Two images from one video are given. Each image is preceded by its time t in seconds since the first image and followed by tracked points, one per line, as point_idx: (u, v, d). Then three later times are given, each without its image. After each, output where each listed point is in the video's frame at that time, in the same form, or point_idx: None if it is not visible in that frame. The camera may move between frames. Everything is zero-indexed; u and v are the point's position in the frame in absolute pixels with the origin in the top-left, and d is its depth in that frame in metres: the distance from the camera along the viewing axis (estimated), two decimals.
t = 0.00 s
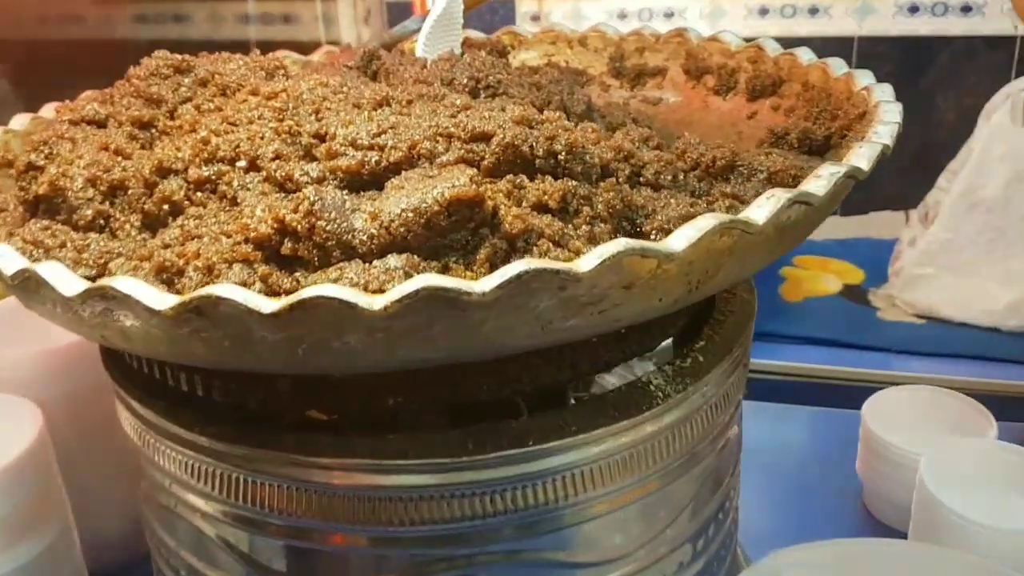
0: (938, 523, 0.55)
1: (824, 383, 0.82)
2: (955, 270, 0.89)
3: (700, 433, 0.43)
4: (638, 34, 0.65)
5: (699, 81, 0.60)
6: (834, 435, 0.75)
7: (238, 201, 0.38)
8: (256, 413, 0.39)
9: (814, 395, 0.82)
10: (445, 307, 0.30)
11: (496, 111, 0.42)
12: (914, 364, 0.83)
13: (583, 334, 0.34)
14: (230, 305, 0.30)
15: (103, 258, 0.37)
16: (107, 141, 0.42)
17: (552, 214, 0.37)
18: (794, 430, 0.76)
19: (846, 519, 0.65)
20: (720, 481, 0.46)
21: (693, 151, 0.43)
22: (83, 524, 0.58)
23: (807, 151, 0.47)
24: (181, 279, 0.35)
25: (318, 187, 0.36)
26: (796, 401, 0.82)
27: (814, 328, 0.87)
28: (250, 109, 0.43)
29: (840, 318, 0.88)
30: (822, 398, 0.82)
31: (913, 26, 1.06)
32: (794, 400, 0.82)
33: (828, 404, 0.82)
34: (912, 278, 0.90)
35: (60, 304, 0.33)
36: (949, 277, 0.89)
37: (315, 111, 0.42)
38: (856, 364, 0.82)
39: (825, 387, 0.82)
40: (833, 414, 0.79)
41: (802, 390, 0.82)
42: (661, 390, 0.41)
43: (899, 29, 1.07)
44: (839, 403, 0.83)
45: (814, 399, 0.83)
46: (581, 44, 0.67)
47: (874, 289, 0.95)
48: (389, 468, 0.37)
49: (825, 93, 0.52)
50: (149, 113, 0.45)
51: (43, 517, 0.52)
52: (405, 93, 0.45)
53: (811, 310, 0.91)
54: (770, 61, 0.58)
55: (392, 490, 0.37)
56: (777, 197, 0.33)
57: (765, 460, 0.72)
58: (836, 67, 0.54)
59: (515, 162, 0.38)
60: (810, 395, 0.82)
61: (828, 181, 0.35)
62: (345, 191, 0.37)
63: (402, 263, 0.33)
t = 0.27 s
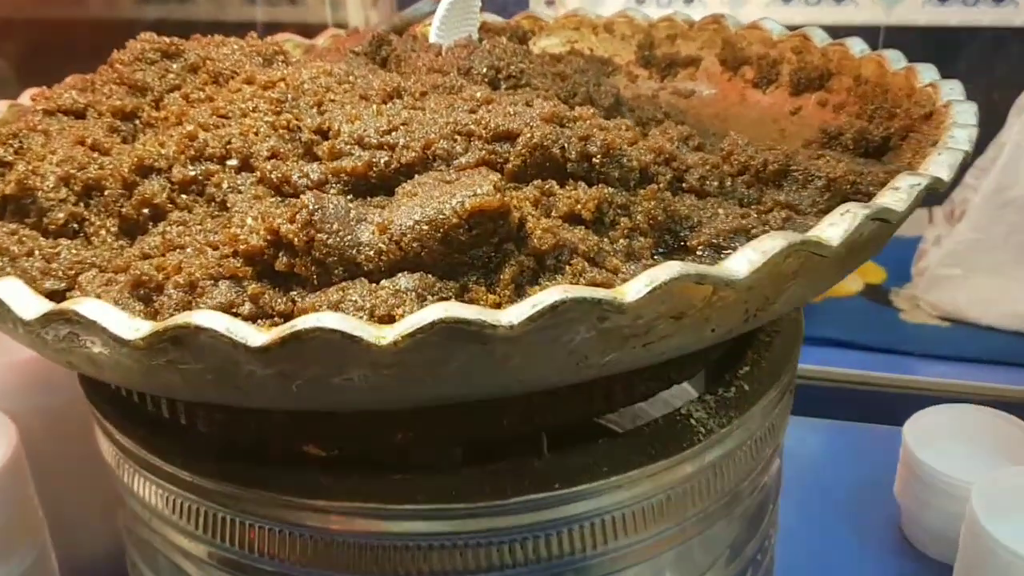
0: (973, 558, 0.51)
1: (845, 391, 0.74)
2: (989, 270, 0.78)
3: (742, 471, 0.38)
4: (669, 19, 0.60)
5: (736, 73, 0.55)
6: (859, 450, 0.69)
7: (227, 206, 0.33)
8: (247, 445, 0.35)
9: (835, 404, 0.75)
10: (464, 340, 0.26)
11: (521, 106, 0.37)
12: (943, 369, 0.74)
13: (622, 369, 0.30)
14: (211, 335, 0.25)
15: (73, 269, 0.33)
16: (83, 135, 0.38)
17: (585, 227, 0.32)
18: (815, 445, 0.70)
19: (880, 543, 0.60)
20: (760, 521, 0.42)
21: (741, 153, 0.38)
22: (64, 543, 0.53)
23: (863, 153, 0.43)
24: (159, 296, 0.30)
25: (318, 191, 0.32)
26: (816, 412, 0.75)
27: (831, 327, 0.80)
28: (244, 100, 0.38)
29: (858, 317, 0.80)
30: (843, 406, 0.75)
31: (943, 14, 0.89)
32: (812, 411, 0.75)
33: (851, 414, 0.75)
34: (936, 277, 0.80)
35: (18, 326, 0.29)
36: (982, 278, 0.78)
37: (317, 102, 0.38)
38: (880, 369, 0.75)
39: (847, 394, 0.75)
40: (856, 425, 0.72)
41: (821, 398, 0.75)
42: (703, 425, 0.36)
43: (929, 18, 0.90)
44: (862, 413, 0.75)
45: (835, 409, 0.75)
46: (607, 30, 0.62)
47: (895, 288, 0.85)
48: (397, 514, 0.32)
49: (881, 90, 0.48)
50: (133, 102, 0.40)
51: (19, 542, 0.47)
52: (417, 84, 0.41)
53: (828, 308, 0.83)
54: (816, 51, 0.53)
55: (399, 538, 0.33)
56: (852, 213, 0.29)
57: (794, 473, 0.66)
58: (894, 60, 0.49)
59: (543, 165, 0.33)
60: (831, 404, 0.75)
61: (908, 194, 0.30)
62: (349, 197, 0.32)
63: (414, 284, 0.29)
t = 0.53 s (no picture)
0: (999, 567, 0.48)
1: (851, 395, 0.69)
2: (1003, 275, 0.70)
3: (772, 490, 0.37)
4: (692, 15, 0.58)
5: (761, 72, 0.54)
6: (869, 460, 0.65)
7: (239, 208, 0.32)
8: (256, 458, 0.33)
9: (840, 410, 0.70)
10: (493, 357, 0.24)
11: (546, 107, 0.35)
12: (955, 375, 0.68)
13: (655, 386, 0.28)
14: (225, 350, 0.24)
15: (77, 273, 0.31)
16: (88, 131, 0.36)
17: (615, 235, 0.30)
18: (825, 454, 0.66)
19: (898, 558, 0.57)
20: (786, 539, 0.40)
21: (775, 157, 0.36)
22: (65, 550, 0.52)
23: (898, 159, 0.41)
24: (168, 303, 0.29)
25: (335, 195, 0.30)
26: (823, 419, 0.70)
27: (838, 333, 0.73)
28: (256, 97, 0.37)
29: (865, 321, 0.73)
30: (849, 413, 0.69)
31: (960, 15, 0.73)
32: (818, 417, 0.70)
33: (864, 420, 0.69)
34: (948, 282, 0.71)
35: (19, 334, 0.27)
36: (995, 284, 0.70)
37: (332, 101, 0.36)
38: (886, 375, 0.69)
39: (856, 400, 0.69)
40: (860, 433, 0.67)
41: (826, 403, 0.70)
42: (734, 442, 0.35)
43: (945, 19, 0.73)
44: (877, 419, 0.69)
45: (843, 416, 0.70)
46: (627, 26, 0.60)
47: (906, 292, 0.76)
48: (413, 533, 0.31)
49: (914, 91, 0.46)
50: (140, 96, 0.39)
51: (18, 551, 0.46)
52: (436, 81, 0.39)
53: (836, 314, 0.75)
54: (847, 51, 0.51)
55: (415, 558, 0.31)
56: (905, 226, 0.27)
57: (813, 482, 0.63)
58: (929, 61, 0.47)
59: (572, 170, 0.32)
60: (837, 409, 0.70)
61: (960, 206, 0.29)
62: (367, 201, 0.31)
63: (438, 295, 0.27)
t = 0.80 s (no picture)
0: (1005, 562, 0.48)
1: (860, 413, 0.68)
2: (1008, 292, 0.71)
3: (786, 506, 0.36)
4: (702, 33, 0.58)
5: (772, 89, 0.54)
6: (881, 480, 0.64)
7: (257, 221, 0.32)
8: (272, 470, 0.33)
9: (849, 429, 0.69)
10: (512, 367, 0.24)
11: (561, 121, 0.36)
12: (960, 394, 0.68)
13: (672, 399, 0.28)
14: (247, 358, 0.24)
15: (96, 283, 0.31)
16: (106, 144, 0.36)
17: (632, 248, 0.30)
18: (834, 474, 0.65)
19: None
20: (798, 556, 0.40)
21: (789, 171, 0.37)
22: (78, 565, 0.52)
23: (910, 174, 0.41)
24: (187, 313, 0.29)
25: (353, 207, 0.30)
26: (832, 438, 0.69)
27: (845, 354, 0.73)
28: (273, 111, 0.37)
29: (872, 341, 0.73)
30: (859, 432, 0.68)
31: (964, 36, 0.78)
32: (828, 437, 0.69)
33: (874, 439, 0.69)
34: (953, 301, 0.72)
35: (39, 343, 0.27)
36: (1001, 302, 0.71)
37: (348, 115, 0.36)
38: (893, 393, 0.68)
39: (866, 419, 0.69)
40: (870, 452, 0.67)
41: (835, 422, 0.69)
42: (749, 456, 0.34)
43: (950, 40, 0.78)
44: (888, 438, 0.68)
45: (854, 435, 0.69)
46: (637, 44, 0.60)
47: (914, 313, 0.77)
48: (428, 545, 0.31)
49: (925, 108, 0.46)
50: (158, 110, 0.39)
51: (30, 565, 0.46)
52: (451, 96, 0.39)
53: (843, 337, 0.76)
54: (857, 69, 0.51)
55: (429, 570, 0.31)
56: (922, 238, 0.28)
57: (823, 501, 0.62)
58: (940, 79, 0.47)
59: (588, 183, 0.32)
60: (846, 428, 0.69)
61: (976, 220, 0.29)
62: (385, 214, 0.31)
63: (456, 306, 0.27)
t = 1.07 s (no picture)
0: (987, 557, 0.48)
1: (863, 412, 0.69)
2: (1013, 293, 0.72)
3: (790, 505, 0.37)
4: (707, 37, 0.58)
5: (775, 93, 0.55)
6: (883, 479, 0.65)
7: (272, 227, 0.33)
8: (287, 472, 0.34)
9: (853, 428, 0.70)
10: (522, 371, 0.25)
11: (568, 127, 0.36)
12: (966, 392, 0.68)
13: (677, 401, 0.29)
14: (266, 363, 0.25)
15: (114, 289, 0.32)
16: (123, 151, 0.37)
17: (638, 253, 0.31)
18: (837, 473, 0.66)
19: None
20: (801, 555, 0.40)
21: (792, 176, 0.37)
22: (93, 564, 0.53)
23: (912, 178, 0.42)
24: (204, 318, 0.30)
25: (365, 214, 0.31)
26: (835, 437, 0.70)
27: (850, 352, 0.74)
28: (286, 119, 0.38)
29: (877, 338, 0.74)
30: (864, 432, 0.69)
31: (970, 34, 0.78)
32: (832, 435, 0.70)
33: (878, 438, 0.69)
34: (956, 300, 0.74)
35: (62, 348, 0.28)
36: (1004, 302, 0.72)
37: (359, 122, 0.37)
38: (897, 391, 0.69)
39: (870, 419, 0.69)
40: (875, 451, 0.68)
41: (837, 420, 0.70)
42: (753, 457, 0.35)
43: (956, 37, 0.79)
44: (893, 437, 0.69)
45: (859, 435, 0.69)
46: (642, 47, 0.61)
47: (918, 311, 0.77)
48: (439, 544, 0.31)
49: (927, 112, 0.47)
50: (172, 118, 0.40)
51: (46, 564, 0.47)
52: (460, 103, 0.40)
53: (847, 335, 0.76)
54: (860, 73, 0.51)
55: (440, 569, 0.32)
56: (922, 244, 0.28)
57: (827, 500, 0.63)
58: (941, 82, 0.48)
59: (595, 189, 0.33)
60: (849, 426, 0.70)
61: (975, 225, 0.30)
62: (396, 220, 0.31)
63: (466, 311, 0.28)
